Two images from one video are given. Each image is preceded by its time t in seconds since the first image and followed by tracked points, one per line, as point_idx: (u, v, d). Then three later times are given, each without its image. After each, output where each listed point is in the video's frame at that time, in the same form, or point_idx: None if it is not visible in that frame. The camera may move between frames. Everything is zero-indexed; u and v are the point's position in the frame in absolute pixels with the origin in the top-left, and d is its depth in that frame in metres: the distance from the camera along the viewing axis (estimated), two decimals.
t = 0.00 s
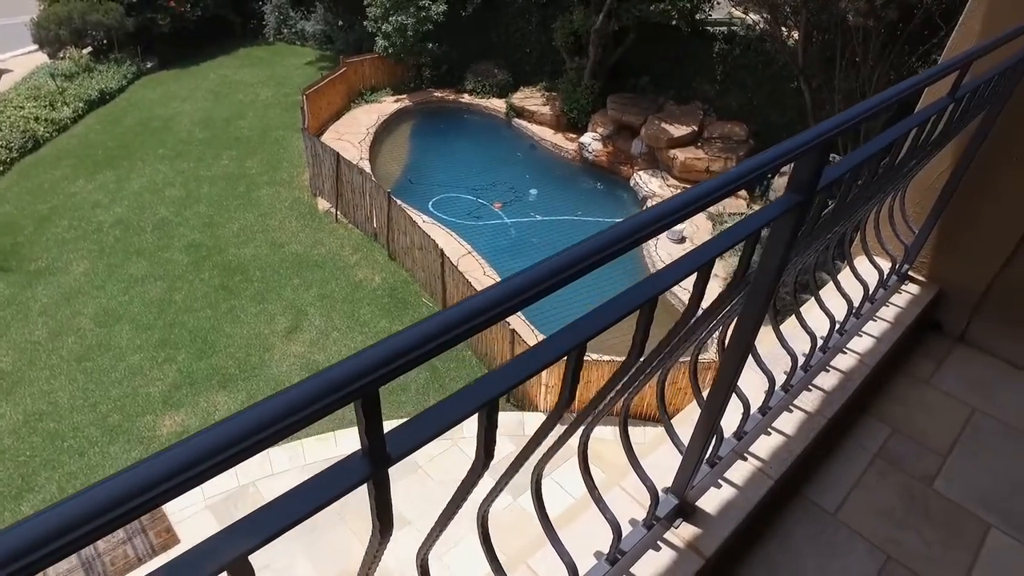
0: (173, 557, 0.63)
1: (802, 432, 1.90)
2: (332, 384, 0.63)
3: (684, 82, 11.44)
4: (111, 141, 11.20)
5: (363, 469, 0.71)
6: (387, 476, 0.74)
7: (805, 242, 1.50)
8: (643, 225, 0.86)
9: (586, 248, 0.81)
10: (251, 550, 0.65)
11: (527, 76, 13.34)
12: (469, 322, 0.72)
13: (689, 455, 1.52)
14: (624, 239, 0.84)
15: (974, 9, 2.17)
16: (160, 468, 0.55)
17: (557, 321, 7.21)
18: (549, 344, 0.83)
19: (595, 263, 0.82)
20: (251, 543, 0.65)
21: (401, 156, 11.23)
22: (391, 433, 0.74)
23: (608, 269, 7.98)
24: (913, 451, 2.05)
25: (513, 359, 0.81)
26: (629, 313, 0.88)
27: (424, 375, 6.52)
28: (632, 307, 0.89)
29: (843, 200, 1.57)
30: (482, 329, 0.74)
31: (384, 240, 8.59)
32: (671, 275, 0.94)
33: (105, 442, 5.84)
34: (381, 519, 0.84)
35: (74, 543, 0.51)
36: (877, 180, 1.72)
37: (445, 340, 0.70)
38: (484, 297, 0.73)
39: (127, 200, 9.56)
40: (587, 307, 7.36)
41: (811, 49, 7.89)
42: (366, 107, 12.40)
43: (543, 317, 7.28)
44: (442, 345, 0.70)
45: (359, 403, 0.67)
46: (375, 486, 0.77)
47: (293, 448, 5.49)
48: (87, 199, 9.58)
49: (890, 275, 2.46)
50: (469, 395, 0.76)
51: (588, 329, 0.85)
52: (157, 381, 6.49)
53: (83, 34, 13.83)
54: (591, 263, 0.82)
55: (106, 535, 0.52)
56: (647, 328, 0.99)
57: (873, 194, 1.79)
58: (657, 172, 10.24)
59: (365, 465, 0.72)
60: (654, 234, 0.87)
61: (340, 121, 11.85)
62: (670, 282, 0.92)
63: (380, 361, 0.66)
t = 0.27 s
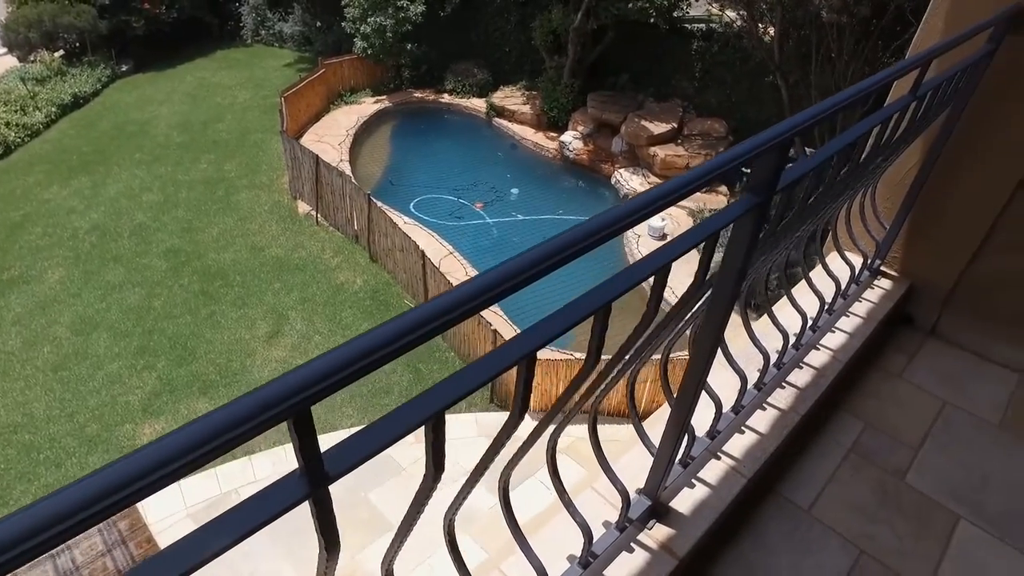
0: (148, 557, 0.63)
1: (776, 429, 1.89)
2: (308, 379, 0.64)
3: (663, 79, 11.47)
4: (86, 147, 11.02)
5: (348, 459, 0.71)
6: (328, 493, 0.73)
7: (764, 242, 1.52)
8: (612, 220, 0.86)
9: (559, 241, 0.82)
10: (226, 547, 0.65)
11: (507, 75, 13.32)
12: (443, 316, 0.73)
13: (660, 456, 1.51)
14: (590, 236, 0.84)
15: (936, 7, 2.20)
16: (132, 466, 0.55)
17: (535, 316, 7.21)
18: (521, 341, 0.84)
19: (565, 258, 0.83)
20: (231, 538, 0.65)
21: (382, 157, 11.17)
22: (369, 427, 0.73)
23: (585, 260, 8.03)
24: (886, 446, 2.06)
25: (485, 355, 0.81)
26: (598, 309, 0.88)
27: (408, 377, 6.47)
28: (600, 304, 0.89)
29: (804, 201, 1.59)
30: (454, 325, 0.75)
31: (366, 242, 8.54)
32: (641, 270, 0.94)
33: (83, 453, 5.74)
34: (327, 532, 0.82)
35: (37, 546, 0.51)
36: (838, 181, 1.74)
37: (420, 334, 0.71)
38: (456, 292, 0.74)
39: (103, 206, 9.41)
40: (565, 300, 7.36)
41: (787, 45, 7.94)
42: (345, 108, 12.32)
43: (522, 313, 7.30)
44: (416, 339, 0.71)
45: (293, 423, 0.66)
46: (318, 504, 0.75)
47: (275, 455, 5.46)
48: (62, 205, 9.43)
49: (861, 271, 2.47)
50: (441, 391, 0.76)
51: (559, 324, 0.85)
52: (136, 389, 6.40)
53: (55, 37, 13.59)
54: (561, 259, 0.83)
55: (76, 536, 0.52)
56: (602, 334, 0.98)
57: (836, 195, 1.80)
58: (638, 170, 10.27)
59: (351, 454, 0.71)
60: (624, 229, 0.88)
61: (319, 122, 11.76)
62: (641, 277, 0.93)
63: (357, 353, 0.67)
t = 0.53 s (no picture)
0: None
1: (754, 428, 1.88)
2: (288, 373, 0.64)
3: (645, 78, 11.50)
4: (62, 152, 10.87)
5: (340, 445, 0.69)
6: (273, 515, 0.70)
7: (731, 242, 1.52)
8: (586, 216, 0.87)
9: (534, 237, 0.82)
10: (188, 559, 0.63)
11: (489, 76, 13.30)
12: (421, 311, 0.73)
13: (635, 458, 1.50)
14: (558, 235, 0.84)
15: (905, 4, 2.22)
16: (110, 463, 0.55)
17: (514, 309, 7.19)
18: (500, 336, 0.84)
19: (540, 254, 0.83)
20: (211, 536, 0.64)
21: (364, 158, 11.11)
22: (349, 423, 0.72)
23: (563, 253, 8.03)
24: (864, 442, 2.07)
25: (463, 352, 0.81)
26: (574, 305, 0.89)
27: (392, 379, 6.43)
28: (565, 307, 0.88)
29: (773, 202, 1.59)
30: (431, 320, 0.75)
31: (349, 245, 8.49)
32: (618, 266, 0.94)
33: (63, 463, 5.65)
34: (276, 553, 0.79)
35: None
36: (808, 180, 1.74)
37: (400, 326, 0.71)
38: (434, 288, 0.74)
39: (81, 211, 9.28)
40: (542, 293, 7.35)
41: (766, 42, 7.99)
42: (327, 110, 12.23)
43: (499, 306, 7.26)
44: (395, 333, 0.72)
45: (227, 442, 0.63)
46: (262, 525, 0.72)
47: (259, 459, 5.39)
48: (39, 212, 9.29)
49: (838, 268, 2.48)
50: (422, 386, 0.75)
51: (535, 322, 0.85)
52: (117, 397, 6.30)
53: (29, 40, 13.38)
54: (535, 256, 0.83)
55: (54, 536, 0.52)
56: (563, 341, 0.97)
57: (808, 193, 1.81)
58: (621, 168, 10.29)
59: (341, 443, 0.70)
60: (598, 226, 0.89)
61: (300, 125, 11.68)
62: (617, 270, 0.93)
63: (338, 348, 0.67)
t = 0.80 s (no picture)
0: None
1: (734, 429, 1.87)
2: (271, 373, 0.63)
3: (628, 77, 11.52)
4: (39, 158, 10.71)
5: (313, 453, 0.69)
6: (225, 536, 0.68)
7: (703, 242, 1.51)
8: (568, 211, 0.86)
9: (517, 234, 0.81)
10: None
11: (472, 76, 13.27)
12: (404, 309, 0.73)
13: (613, 462, 1.49)
14: (536, 233, 0.83)
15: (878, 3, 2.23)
16: (86, 469, 0.54)
17: (497, 308, 7.18)
18: (481, 333, 0.85)
19: (522, 250, 0.82)
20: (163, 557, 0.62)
21: (347, 161, 11.05)
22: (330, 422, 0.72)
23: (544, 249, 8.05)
24: (844, 440, 2.07)
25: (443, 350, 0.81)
26: (551, 304, 0.89)
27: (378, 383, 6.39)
28: (530, 314, 0.87)
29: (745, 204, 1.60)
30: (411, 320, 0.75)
31: (332, 248, 8.43)
32: (596, 264, 0.95)
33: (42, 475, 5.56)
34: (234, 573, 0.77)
35: None
36: (782, 181, 1.75)
37: (382, 325, 0.71)
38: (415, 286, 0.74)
39: (59, 218, 9.14)
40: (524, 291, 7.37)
41: (746, 41, 8.05)
42: (309, 113, 12.14)
43: (481, 304, 7.25)
44: (378, 331, 0.71)
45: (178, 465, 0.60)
46: (213, 548, 0.70)
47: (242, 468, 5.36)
48: (15, 219, 9.14)
49: (817, 266, 2.49)
50: (404, 385, 0.76)
51: (512, 321, 0.86)
52: (98, 407, 6.21)
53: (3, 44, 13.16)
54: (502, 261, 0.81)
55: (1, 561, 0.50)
56: (528, 349, 0.96)
57: (782, 193, 1.81)
58: (604, 167, 10.30)
59: (314, 451, 0.69)
60: (581, 221, 0.88)
61: (282, 128, 11.58)
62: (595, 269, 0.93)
63: (320, 348, 0.66)
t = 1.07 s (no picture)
0: None
1: (718, 433, 1.85)
2: (260, 376, 0.61)
3: (612, 78, 11.51)
4: (18, 164, 10.56)
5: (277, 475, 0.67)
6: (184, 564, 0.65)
7: (680, 247, 1.49)
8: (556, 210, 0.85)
9: (508, 233, 0.80)
10: None
11: (456, 78, 13.23)
12: (395, 310, 0.71)
13: (595, 470, 1.47)
14: (525, 233, 0.81)
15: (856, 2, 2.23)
16: (32, 501, 0.51)
17: (483, 310, 7.14)
18: (466, 337, 0.84)
19: (511, 250, 0.81)
20: None
21: (332, 164, 10.98)
22: (316, 429, 0.71)
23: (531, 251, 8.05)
24: (828, 441, 2.07)
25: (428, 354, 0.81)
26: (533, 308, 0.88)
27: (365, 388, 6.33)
28: (502, 326, 0.85)
29: (724, 209, 1.59)
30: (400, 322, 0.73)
31: (318, 252, 8.38)
32: (579, 266, 0.95)
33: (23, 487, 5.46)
34: None
35: None
36: (761, 185, 1.74)
37: (373, 327, 0.69)
38: (405, 288, 0.72)
39: (39, 225, 9.01)
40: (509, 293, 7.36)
41: (730, 41, 8.07)
42: (293, 116, 12.06)
43: (467, 306, 7.22)
44: (369, 333, 0.70)
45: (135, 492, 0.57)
46: None
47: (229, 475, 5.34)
48: None
49: (799, 266, 2.48)
50: (388, 391, 0.75)
51: (496, 324, 0.85)
52: (80, 417, 6.12)
53: None
54: (477, 270, 0.78)
55: None
56: (497, 363, 0.94)
57: (761, 196, 1.80)
58: (590, 168, 10.30)
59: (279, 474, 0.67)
60: (569, 221, 0.86)
61: (266, 131, 11.49)
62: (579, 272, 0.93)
63: (310, 351, 0.65)
